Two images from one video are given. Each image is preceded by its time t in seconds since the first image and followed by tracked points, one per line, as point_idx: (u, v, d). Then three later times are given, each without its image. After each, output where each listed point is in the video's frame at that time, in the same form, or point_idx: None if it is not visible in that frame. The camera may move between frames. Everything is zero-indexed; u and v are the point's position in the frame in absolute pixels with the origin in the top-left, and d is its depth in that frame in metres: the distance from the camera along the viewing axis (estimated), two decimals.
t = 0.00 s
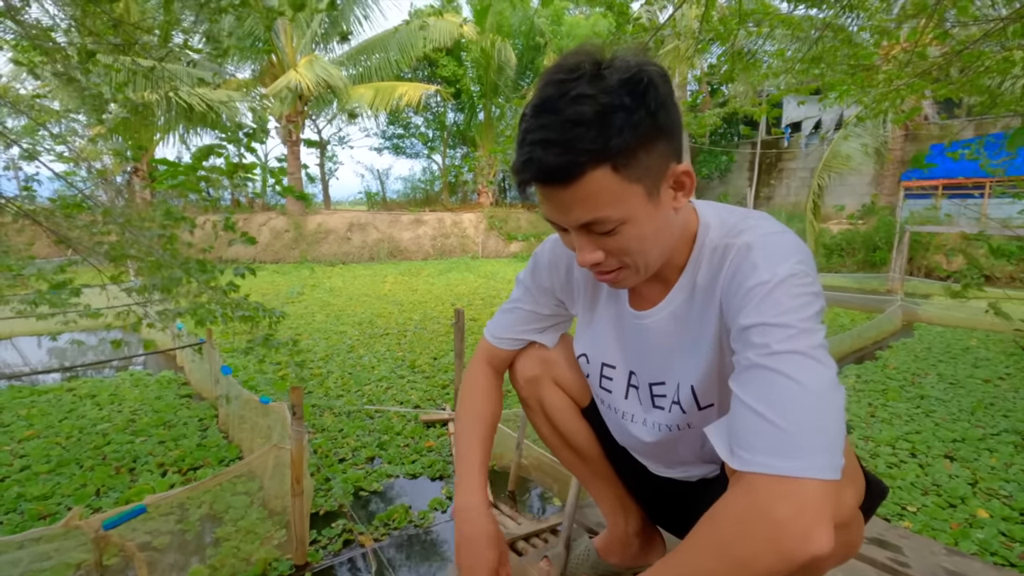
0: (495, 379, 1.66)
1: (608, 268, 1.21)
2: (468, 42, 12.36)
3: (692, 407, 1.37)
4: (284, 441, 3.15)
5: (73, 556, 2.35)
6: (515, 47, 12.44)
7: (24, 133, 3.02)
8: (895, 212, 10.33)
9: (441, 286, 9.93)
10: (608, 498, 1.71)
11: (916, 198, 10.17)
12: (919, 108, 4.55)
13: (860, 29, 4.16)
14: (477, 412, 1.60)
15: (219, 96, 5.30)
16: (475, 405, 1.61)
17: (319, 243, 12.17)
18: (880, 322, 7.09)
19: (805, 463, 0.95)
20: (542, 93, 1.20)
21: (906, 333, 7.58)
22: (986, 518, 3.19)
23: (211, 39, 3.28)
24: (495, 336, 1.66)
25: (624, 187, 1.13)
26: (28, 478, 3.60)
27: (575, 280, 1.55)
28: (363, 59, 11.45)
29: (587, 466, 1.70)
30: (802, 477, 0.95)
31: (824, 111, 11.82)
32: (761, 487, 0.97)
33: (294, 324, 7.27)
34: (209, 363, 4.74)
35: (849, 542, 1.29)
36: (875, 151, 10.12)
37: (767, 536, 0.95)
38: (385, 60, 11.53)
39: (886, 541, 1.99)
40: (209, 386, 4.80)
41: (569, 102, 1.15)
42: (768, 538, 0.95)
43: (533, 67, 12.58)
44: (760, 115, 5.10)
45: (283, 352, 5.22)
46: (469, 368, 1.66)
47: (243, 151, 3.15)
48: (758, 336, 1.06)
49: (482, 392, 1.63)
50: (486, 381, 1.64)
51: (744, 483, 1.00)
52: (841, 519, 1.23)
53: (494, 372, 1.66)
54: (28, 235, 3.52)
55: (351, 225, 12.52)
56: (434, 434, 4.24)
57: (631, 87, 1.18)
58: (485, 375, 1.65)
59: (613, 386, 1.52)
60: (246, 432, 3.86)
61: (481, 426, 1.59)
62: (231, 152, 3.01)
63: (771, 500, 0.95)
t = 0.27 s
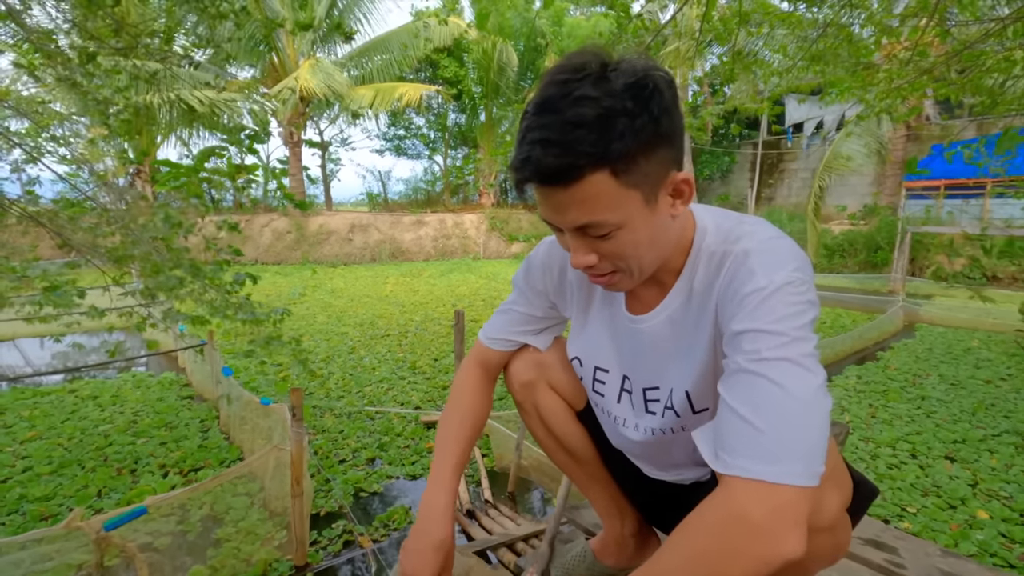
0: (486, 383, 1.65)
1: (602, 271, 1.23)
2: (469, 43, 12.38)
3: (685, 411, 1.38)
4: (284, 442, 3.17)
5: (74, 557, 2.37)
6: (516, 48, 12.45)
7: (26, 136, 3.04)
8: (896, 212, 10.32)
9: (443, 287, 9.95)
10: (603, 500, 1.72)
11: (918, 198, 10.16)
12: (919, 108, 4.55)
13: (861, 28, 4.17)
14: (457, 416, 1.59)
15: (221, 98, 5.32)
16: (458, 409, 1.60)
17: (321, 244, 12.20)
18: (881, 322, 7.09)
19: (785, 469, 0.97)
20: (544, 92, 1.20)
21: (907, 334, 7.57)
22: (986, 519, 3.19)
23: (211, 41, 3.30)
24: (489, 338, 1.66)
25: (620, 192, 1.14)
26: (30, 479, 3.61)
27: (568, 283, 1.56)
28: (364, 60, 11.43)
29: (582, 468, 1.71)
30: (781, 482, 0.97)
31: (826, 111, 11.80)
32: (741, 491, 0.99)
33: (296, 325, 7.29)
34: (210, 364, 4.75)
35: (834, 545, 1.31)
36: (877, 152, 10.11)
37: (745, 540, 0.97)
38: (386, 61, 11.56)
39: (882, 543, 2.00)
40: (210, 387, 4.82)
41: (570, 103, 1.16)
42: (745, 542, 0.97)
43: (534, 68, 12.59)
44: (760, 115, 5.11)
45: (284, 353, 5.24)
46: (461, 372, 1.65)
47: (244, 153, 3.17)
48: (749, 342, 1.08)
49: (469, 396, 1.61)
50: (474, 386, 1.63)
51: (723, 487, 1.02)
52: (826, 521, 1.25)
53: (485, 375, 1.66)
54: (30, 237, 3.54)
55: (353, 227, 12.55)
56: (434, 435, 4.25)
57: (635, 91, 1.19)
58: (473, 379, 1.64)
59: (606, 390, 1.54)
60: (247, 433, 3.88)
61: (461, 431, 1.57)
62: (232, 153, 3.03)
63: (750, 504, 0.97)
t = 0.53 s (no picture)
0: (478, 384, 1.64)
1: (595, 272, 1.22)
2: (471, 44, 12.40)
3: (685, 416, 1.39)
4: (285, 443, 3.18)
5: (77, 557, 2.37)
6: (518, 49, 12.46)
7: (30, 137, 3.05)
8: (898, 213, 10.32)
9: (444, 288, 9.96)
10: (602, 500, 1.73)
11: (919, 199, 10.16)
12: (921, 109, 4.56)
13: (862, 28, 4.17)
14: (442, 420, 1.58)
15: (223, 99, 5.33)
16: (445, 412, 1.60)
17: (322, 245, 12.20)
18: (883, 323, 7.08)
19: (761, 471, 1.00)
20: (537, 93, 1.22)
21: (909, 335, 7.57)
22: (987, 521, 3.19)
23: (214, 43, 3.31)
24: (489, 340, 1.66)
25: (610, 189, 1.14)
26: (32, 479, 3.62)
27: (568, 288, 1.57)
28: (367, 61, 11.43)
29: (583, 470, 1.72)
30: (754, 483, 0.99)
31: (827, 112, 11.80)
32: (719, 492, 1.01)
33: (297, 326, 7.30)
34: (212, 365, 4.76)
35: (825, 543, 1.33)
36: (878, 153, 10.11)
37: (721, 539, 1.00)
38: (389, 62, 11.56)
39: (882, 544, 2.00)
40: (211, 388, 4.83)
41: (561, 101, 1.17)
42: (720, 541, 1.00)
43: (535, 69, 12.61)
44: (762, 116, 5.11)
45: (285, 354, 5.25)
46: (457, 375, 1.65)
47: (246, 154, 3.18)
48: (743, 347, 1.09)
49: (459, 398, 1.61)
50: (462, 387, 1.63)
51: (702, 487, 1.04)
52: (815, 525, 1.27)
53: (479, 376, 1.65)
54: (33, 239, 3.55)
55: (354, 228, 12.55)
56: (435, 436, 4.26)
57: (622, 88, 1.20)
58: (468, 382, 1.63)
59: (607, 394, 1.54)
60: (249, 434, 3.88)
61: (445, 432, 1.58)
62: (235, 154, 3.04)
63: (728, 504, 1.00)
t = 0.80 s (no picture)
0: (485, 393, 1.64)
1: (592, 266, 1.21)
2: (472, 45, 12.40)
3: (683, 414, 1.39)
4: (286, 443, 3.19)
5: (77, 558, 2.37)
6: (519, 50, 12.45)
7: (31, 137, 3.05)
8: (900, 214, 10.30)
9: (445, 289, 9.96)
10: (602, 502, 1.73)
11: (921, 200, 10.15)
12: (922, 109, 4.55)
13: (863, 28, 4.16)
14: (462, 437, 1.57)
15: (225, 100, 5.34)
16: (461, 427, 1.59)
17: (323, 246, 12.21)
18: (884, 324, 7.07)
19: (761, 466, 1.00)
20: (518, 98, 1.25)
21: (910, 336, 7.56)
22: (989, 522, 3.18)
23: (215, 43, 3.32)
24: (491, 345, 1.65)
25: (598, 178, 1.14)
26: (33, 479, 3.62)
27: (565, 289, 1.57)
28: (368, 62, 11.43)
29: (583, 472, 1.73)
30: (756, 478, 1.00)
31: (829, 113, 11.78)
32: (722, 489, 1.01)
33: (298, 326, 7.31)
34: (213, 366, 4.76)
35: (829, 541, 1.33)
36: (880, 153, 10.09)
37: (725, 536, 1.00)
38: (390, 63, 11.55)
39: (884, 545, 1.99)
40: (212, 388, 4.83)
41: (541, 100, 1.19)
42: (725, 538, 1.00)
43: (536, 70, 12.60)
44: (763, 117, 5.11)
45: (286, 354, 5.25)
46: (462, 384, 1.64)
47: (247, 154, 3.18)
48: (737, 343, 1.09)
49: (471, 409, 1.61)
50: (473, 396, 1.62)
51: (705, 485, 1.04)
52: (819, 522, 1.27)
53: (485, 384, 1.65)
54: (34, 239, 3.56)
55: (355, 228, 12.54)
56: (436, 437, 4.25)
57: (598, 82, 1.22)
58: (475, 390, 1.63)
59: (605, 394, 1.54)
60: (249, 434, 3.88)
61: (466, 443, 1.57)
62: (236, 155, 3.05)
63: (730, 502, 1.00)
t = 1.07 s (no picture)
0: (490, 408, 1.57)
1: (590, 268, 1.21)
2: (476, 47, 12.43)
3: (689, 417, 1.41)
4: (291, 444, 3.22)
5: (85, 557, 2.38)
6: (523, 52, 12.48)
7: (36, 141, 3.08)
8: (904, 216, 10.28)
9: (448, 290, 9.98)
10: (606, 507, 1.74)
11: (925, 201, 10.13)
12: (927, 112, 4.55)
13: (867, 31, 4.16)
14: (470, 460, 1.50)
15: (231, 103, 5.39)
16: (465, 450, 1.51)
17: (327, 247, 12.25)
18: (889, 326, 7.06)
19: (765, 457, 1.02)
20: (517, 105, 1.27)
21: (915, 338, 7.55)
22: (994, 525, 3.18)
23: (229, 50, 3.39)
24: (497, 361, 1.60)
25: (597, 180, 1.16)
26: (41, 479, 3.65)
27: (567, 296, 1.56)
28: (372, 64, 11.48)
29: (587, 477, 1.73)
30: (761, 469, 1.02)
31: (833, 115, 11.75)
32: (730, 484, 1.03)
33: (303, 327, 7.34)
34: (218, 367, 4.79)
35: (838, 536, 1.34)
36: (884, 155, 10.07)
37: (734, 528, 1.02)
38: (395, 64, 11.59)
39: (887, 548, 2.00)
40: (217, 389, 4.86)
41: (541, 105, 1.21)
42: (733, 531, 1.02)
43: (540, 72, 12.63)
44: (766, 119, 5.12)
45: (291, 356, 5.28)
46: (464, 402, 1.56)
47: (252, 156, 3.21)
48: (739, 339, 1.11)
49: (476, 428, 1.53)
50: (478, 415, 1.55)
51: (712, 480, 1.06)
52: (827, 516, 1.28)
53: (490, 401, 1.58)
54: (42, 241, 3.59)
55: (359, 230, 12.59)
56: (440, 438, 4.27)
57: (595, 89, 1.24)
58: (478, 408, 1.55)
59: (610, 400, 1.55)
60: (254, 435, 3.91)
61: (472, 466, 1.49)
62: (242, 157, 3.10)
63: (737, 494, 1.02)
